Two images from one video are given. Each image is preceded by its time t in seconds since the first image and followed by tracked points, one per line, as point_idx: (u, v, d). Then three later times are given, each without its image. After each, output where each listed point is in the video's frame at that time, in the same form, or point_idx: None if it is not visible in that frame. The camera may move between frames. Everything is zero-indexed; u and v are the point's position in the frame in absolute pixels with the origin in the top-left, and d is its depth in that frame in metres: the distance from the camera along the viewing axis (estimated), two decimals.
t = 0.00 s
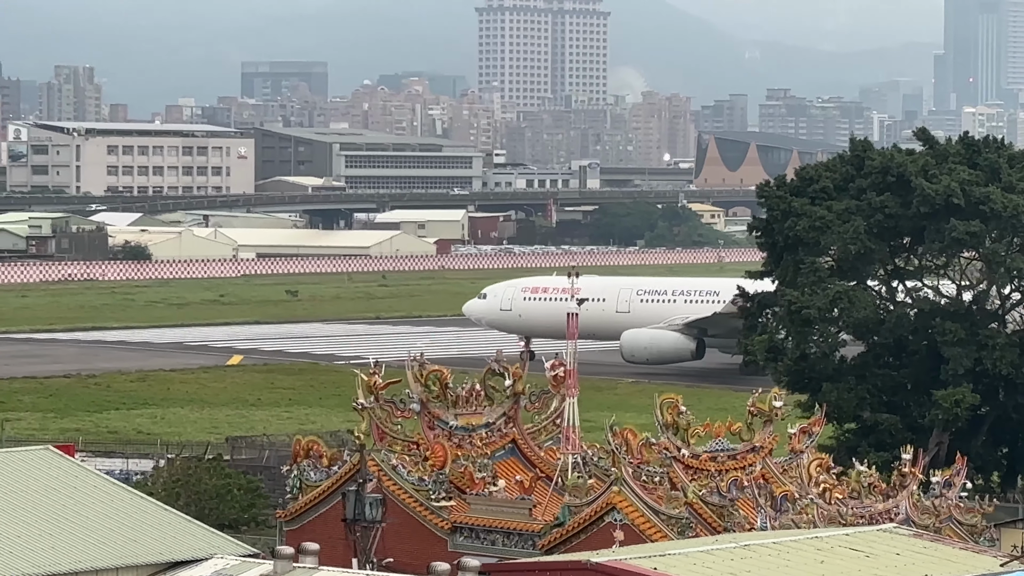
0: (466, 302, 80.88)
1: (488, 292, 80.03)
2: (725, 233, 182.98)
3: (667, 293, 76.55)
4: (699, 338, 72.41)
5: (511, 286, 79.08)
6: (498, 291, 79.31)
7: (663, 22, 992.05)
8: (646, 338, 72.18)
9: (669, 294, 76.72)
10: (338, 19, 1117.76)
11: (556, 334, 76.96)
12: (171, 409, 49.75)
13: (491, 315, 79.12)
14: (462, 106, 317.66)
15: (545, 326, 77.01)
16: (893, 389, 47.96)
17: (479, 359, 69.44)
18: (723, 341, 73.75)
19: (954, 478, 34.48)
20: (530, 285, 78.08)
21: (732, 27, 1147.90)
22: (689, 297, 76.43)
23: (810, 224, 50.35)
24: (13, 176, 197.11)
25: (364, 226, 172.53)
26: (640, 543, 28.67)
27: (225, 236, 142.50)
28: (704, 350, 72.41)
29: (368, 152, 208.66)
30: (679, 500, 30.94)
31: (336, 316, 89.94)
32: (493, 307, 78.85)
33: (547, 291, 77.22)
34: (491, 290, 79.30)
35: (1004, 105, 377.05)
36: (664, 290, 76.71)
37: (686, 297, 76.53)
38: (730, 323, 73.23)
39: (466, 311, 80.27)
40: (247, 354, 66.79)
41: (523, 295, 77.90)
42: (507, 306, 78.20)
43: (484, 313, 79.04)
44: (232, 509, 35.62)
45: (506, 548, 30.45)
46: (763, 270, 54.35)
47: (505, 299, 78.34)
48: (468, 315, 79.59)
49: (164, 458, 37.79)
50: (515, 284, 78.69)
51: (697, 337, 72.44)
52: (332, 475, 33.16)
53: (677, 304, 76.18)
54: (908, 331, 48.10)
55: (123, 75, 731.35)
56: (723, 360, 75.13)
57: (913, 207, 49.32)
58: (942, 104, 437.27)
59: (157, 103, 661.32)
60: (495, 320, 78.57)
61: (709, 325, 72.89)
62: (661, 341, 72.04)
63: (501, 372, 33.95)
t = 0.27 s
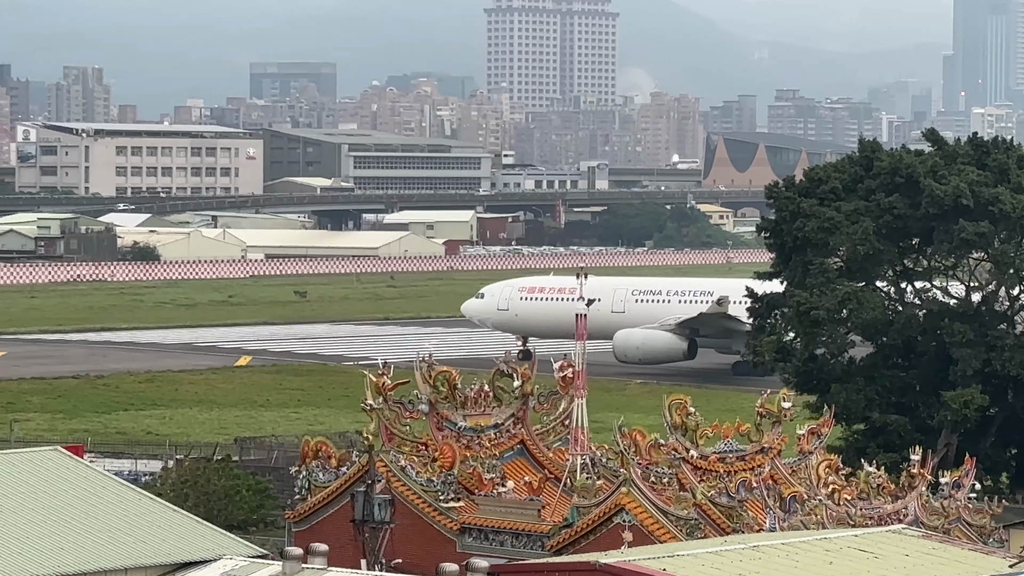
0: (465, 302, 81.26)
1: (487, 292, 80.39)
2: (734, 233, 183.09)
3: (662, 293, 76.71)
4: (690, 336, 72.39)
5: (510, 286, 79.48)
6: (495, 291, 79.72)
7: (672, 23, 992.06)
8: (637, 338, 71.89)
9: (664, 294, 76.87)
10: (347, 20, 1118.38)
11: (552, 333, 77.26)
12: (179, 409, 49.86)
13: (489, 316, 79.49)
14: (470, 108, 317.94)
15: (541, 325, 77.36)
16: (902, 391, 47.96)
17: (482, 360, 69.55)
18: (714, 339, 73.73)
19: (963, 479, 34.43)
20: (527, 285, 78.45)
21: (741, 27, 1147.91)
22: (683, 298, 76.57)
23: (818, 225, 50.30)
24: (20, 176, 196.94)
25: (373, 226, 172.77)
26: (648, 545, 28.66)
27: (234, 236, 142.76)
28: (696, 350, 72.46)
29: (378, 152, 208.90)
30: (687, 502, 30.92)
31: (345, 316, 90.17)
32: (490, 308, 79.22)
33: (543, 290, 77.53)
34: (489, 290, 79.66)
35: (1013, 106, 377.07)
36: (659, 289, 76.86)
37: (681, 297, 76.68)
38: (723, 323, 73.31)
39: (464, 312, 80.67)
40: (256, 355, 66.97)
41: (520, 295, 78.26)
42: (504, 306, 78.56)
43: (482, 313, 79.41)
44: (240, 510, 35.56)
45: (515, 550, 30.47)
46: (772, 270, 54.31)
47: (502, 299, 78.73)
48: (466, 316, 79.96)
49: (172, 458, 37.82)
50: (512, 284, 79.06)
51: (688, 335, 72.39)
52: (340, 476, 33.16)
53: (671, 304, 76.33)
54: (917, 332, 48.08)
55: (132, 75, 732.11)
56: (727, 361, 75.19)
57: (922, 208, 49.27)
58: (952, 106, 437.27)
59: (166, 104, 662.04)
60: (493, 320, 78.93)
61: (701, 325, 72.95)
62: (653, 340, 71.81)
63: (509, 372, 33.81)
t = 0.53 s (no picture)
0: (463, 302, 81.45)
1: (485, 291, 80.55)
2: (741, 234, 183.04)
3: (657, 294, 76.67)
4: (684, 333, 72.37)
5: (508, 286, 79.66)
6: (493, 290, 79.90)
7: (680, 23, 991.56)
8: (630, 337, 71.97)
9: (660, 294, 76.88)
10: (354, 21, 1118.54)
11: (548, 333, 77.41)
12: (187, 408, 49.91)
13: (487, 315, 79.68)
14: (477, 108, 318.03)
15: (538, 325, 77.53)
16: (909, 391, 47.96)
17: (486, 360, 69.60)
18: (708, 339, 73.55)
19: (970, 480, 34.39)
20: (525, 284, 78.62)
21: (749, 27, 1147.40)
22: (679, 298, 76.53)
23: (825, 225, 50.25)
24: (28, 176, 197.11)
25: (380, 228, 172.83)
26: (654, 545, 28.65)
27: (241, 237, 142.82)
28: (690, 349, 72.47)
29: (385, 152, 208.86)
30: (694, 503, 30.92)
31: (352, 316, 90.28)
32: (488, 307, 79.42)
33: (541, 290, 77.70)
34: (487, 290, 79.85)
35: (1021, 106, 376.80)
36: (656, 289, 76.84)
37: (677, 297, 76.67)
38: (715, 322, 73.12)
39: (463, 311, 80.87)
40: (262, 355, 67.02)
41: (517, 295, 78.43)
42: (501, 305, 78.73)
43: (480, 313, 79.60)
44: (247, 510, 35.55)
45: (522, 550, 30.50)
46: (780, 271, 54.25)
47: (499, 298, 78.91)
48: (464, 315, 80.18)
49: (179, 458, 37.83)
50: (511, 283, 79.24)
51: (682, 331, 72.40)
52: (347, 476, 33.16)
53: (666, 305, 76.28)
54: (925, 333, 48.07)
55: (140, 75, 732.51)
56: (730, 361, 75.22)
57: (930, 209, 49.24)
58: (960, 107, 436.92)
59: (174, 103, 662.12)
60: (491, 320, 79.12)
61: (694, 325, 72.86)
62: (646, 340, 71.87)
63: (517, 373, 33.69)
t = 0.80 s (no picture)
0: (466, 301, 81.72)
1: (486, 290, 80.76)
2: (750, 236, 183.10)
3: (653, 293, 76.61)
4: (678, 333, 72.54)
5: (508, 285, 79.89)
6: (493, 290, 80.10)
7: (688, 23, 991.71)
8: (625, 336, 71.86)
9: (656, 294, 76.80)
10: (362, 21, 1119.08)
11: (546, 332, 77.57)
12: (194, 408, 49.98)
13: (488, 315, 79.95)
14: (485, 109, 318.20)
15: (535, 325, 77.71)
16: (918, 391, 47.91)
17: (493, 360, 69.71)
18: (701, 338, 74.11)
19: (979, 480, 34.35)
20: (524, 284, 78.79)
21: (758, 28, 1147.25)
22: (675, 298, 76.43)
23: (834, 225, 50.19)
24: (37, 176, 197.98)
25: (388, 229, 172.99)
26: (664, 544, 28.62)
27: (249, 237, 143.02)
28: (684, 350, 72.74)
29: (392, 151, 209.00)
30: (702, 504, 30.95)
31: (360, 316, 90.41)
32: (488, 307, 79.67)
33: (538, 290, 77.87)
34: (487, 290, 80.09)
35: None
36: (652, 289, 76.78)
37: (673, 298, 76.55)
38: (708, 322, 73.59)
39: (465, 312, 81.18)
40: (271, 355, 67.09)
41: (516, 295, 78.65)
42: (500, 305, 78.96)
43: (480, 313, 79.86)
44: (255, 510, 35.49)
45: (530, 551, 30.56)
46: (788, 272, 54.20)
47: (499, 298, 79.13)
48: (464, 314, 80.42)
49: (187, 458, 37.86)
50: (510, 283, 79.45)
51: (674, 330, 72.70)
52: (356, 476, 33.17)
53: (661, 304, 76.20)
54: (932, 333, 48.11)
55: (149, 75, 733.19)
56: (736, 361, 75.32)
57: (939, 209, 49.21)
58: (968, 108, 436.86)
59: (182, 104, 662.82)
60: (490, 320, 79.38)
61: (687, 325, 73.29)
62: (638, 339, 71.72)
63: (525, 374, 33.55)
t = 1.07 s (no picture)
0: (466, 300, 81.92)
1: (485, 289, 80.93)
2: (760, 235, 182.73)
3: (650, 293, 76.91)
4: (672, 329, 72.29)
5: (506, 285, 80.06)
6: (493, 289, 80.27)
7: (698, 24, 991.31)
8: (619, 337, 71.77)
9: (653, 293, 77.03)
10: (372, 21, 1119.12)
11: (543, 332, 77.72)
12: (204, 409, 50.01)
13: (487, 314, 80.11)
14: (495, 109, 318.27)
15: (534, 324, 77.84)
16: (927, 391, 47.93)
17: (501, 359, 69.76)
18: (695, 337, 73.84)
19: (988, 480, 34.33)
20: (523, 283, 78.96)
21: (767, 28, 1146.41)
22: (671, 297, 76.64)
23: (843, 225, 50.17)
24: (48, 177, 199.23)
25: (398, 228, 173.08)
26: (673, 544, 28.62)
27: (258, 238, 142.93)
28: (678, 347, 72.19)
29: (401, 152, 209.12)
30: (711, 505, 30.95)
31: (370, 316, 90.49)
32: (487, 306, 79.79)
33: (536, 289, 78.00)
34: (487, 289, 80.23)
35: None
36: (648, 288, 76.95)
37: (670, 297, 76.75)
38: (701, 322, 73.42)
39: (464, 310, 81.30)
40: (281, 354, 67.16)
41: (515, 294, 78.78)
42: (498, 304, 79.09)
43: (478, 312, 80.00)
44: (266, 510, 35.43)
45: (539, 550, 30.55)
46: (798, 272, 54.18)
47: (498, 297, 79.27)
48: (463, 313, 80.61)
49: (196, 458, 37.85)
50: (509, 283, 79.57)
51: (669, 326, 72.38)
52: (366, 476, 33.18)
53: (658, 303, 76.56)
54: (943, 333, 48.11)
55: (159, 74, 733.24)
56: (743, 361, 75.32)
57: (948, 210, 49.22)
58: (979, 108, 436.13)
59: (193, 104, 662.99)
60: (489, 319, 79.50)
61: (682, 325, 73.08)
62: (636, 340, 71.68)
63: (535, 373, 33.60)
